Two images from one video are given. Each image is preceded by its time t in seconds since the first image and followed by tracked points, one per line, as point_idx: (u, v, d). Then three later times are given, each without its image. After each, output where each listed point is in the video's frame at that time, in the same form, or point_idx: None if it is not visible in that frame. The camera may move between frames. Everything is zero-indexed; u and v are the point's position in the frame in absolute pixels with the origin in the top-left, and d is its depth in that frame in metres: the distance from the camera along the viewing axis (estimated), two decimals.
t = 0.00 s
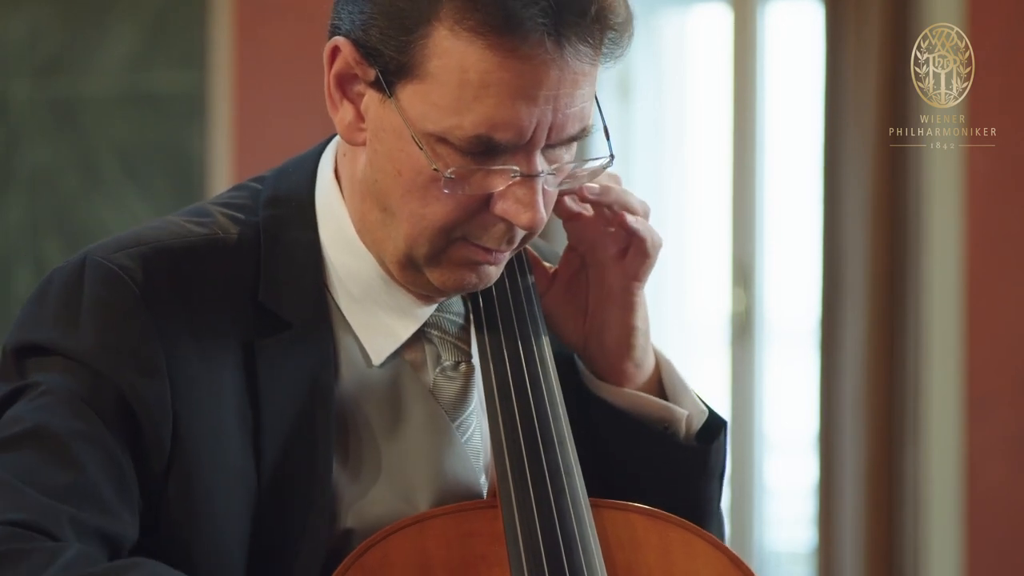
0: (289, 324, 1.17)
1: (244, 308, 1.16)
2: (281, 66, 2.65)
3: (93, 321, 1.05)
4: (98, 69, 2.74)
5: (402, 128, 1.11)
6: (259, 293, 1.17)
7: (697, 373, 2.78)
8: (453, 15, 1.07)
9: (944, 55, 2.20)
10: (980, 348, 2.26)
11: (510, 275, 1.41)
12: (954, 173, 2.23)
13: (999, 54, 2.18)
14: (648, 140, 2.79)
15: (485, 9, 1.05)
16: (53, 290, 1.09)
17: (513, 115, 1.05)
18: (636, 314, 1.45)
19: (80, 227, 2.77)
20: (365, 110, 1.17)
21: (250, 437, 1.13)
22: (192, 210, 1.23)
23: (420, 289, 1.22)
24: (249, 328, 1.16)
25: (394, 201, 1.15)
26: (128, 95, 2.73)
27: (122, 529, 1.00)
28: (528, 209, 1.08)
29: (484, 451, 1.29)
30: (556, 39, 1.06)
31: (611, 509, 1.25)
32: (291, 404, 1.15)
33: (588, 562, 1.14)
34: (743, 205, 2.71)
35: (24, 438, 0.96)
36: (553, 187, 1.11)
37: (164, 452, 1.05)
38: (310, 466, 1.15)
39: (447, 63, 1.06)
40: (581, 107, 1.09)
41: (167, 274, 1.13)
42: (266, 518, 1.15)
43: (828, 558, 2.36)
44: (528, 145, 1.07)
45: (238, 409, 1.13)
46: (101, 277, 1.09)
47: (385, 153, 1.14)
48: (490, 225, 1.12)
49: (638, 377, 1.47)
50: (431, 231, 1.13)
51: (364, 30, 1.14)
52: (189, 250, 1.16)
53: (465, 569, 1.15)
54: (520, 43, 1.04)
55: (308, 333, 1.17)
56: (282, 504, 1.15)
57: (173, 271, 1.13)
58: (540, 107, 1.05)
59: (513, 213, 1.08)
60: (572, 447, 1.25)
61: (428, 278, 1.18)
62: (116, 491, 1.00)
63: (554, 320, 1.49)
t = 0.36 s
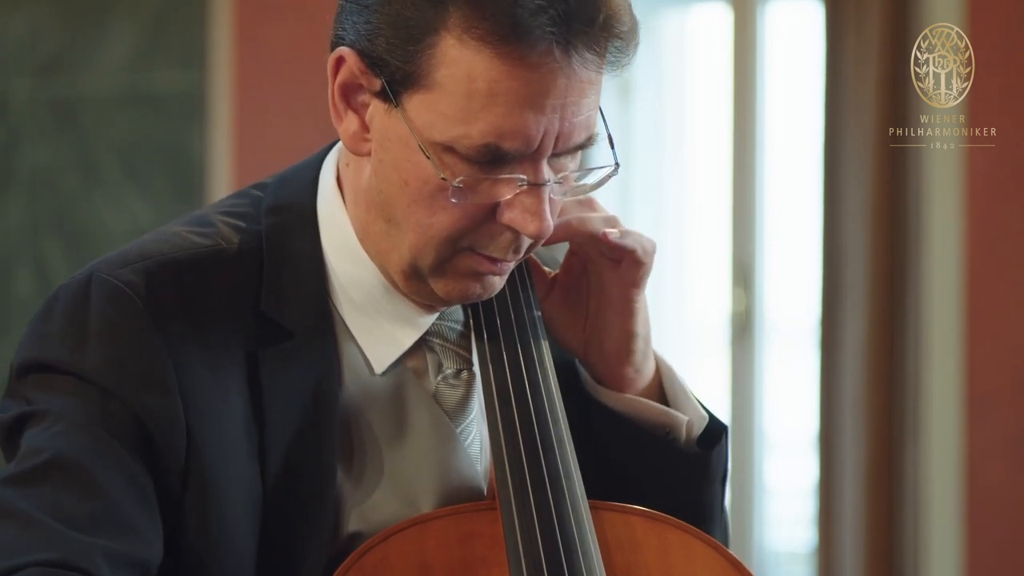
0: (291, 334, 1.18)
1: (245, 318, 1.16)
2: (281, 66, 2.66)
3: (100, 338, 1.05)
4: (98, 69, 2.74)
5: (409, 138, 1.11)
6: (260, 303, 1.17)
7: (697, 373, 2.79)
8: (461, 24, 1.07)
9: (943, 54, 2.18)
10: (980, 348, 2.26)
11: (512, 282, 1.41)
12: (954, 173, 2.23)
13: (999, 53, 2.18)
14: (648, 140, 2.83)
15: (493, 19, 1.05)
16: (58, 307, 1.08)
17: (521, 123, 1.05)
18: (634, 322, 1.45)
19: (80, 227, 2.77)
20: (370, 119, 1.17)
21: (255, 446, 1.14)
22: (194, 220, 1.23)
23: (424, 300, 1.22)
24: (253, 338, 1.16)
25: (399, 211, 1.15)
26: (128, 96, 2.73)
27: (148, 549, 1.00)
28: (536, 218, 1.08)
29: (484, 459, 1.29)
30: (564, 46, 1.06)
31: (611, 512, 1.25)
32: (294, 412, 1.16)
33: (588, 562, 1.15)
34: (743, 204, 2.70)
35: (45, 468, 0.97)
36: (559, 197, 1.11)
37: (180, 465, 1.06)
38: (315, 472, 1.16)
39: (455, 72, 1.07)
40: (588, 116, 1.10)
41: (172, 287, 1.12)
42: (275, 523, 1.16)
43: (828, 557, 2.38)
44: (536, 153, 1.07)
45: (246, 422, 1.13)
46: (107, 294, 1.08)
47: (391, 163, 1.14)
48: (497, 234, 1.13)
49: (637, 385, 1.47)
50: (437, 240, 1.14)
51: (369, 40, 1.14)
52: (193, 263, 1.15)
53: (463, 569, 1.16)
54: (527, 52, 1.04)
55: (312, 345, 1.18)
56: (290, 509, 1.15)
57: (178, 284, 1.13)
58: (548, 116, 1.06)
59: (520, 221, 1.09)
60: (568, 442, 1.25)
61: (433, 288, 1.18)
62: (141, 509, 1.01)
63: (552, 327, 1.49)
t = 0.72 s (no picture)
0: (298, 342, 1.18)
1: (256, 328, 1.17)
2: (281, 66, 2.69)
3: (118, 354, 1.05)
4: (99, 70, 2.73)
5: (416, 139, 1.11)
6: (269, 310, 1.18)
7: (697, 373, 2.78)
8: (469, 23, 1.07)
9: (944, 54, 2.20)
10: (980, 347, 2.27)
11: (512, 287, 1.40)
12: (954, 173, 2.23)
13: (999, 53, 2.18)
14: (648, 140, 2.80)
15: (502, 16, 1.05)
16: (73, 324, 1.08)
17: (530, 121, 1.05)
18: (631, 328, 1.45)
19: (80, 227, 2.76)
20: (374, 121, 1.16)
21: (265, 450, 1.15)
22: (198, 228, 1.22)
23: (429, 301, 1.22)
24: (262, 345, 1.17)
25: (405, 212, 1.15)
26: (129, 96, 2.73)
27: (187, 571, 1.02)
28: (544, 217, 1.08)
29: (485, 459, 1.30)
30: (573, 44, 1.06)
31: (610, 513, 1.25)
32: (302, 417, 1.17)
33: (587, 562, 1.15)
34: (743, 204, 2.71)
35: (82, 507, 0.98)
36: (565, 196, 1.11)
37: (207, 474, 1.07)
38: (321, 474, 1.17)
39: (463, 71, 1.06)
40: (594, 114, 1.10)
41: (184, 299, 1.12)
42: (286, 527, 1.17)
43: (828, 557, 2.38)
44: (543, 151, 1.07)
45: (258, 430, 1.14)
46: (122, 312, 1.08)
47: (397, 164, 1.14)
48: (504, 233, 1.12)
49: (630, 391, 1.48)
50: (445, 240, 1.13)
51: (375, 41, 1.14)
52: (204, 274, 1.15)
53: (462, 569, 1.17)
54: (536, 48, 1.04)
55: (317, 348, 1.19)
56: (301, 512, 1.17)
57: (189, 295, 1.13)
58: (556, 113, 1.06)
59: (528, 220, 1.09)
60: (568, 442, 1.26)
61: (439, 290, 1.18)
62: (179, 529, 1.03)
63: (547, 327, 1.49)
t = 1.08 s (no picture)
0: (296, 338, 1.18)
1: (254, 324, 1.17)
2: (281, 66, 2.65)
3: (117, 347, 1.06)
4: (98, 70, 2.74)
5: (416, 122, 1.11)
6: (266, 306, 1.18)
7: (697, 373, 2.79)
8: (468, 3, 1.07)
9: (944, 54, 2.19)
10: (980, 347, 2.27)
11: (510, 276, 1.39)
12: (954, 173, 2.24)
13: (999, 53, 2.18)
14: (648, 140, 2.82)
15: None
16: (71, 317, 1.08)
17: (529, 101, 1.04)
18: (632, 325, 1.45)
19: (80, 227, 2.77)
20: (373, 107, 1.16)
21: (263, 440, 1.15)
22: (197, 224, 1.22)
23: (429, 289, 1.21)
24: (261, 339, 1.17)
25: (405, 198, 1.14)
26: (128, 96, 2.73)
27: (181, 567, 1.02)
28: (544, 199, 1.07)
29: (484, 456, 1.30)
30: (571, 22, 1.06)
31: (609, 512, 1.25)
32: (301, 412, 1.16)
33: (588, 561, 1.15)
34: (742, 203, 2.70)
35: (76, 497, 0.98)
36: (564, 178, 1.10)
37: (203, 468, 1.07)
38: (319, 468, 1.16)
39: (462, 52, 1.06)
40: (593, 96, 1.09)
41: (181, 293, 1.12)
42: (285, 521, 1.17)
43: (828, 557, 2.38)
44: (543, 132, 1.06)
45: (255, 424, 1.14)
46: (119, 306, 1.08)
47: (396, 149, 1.13)
48: (503, 216, 1.11)
49: (633, 387, 1.47)
50: (444, 225, 1.12)
51: (374, 25, 1.14)
52: (203, 268, 1.15)
53: (463, 568, 1.16)
54: (535, 28, 1.04)
55: (314, 340, 1.18)
56: (299, 505, 1.16)
57: (187, 289, 1.13)
58: (555, 94, 1.05)
59: (527, 202, 1.08)
60: (568, 442, 1.25)
61: (439, 277, 1.17)
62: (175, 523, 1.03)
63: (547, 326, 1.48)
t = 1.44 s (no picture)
0: (292, 331, 1.17)
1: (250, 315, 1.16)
2: (280, 66, 2.63)
3: (102, 325, 1.05)
4: (99, 69, 2.74)
5: (416, 108, 1.10)
6: (261, 297, 1.17)
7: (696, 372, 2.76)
8: None
9: (944, 54, 2.21)
10: (980, 348, 2.25)
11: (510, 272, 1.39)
12: (953, 173, 2.23)
13: (999, 53, 2.17)
14: (648, 141, 2.78)
15: None
16: (62, 299, 1.08)
17: (529, 87, 1.03)
18: (637, 319, 1.43)
19: (80, 228, 2.77)
20: (374, 97, 1.16)
21: (256, 433, 1.14)
22: (195, 215, 1.23)
23: (430, 281, 1.19)
24: (256, 331, 1.16)
25: (405, 187, 1.13)
26: (127, 95, 2.73)
27: (147, 544, 0.99)
28: (544, 184, 1.06)
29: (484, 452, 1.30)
30: (570, 7, 1.05)
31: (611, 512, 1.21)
32: (296, 405, 1.16)
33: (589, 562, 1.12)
34: (742, 203, 2.71)
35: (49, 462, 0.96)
36: (564, 166, 1.09)
37: (183, 455, 1.06)
38: (314, 464, 1.15)
39: (461, 37, 1.05)
40: (593, 83, 1.08)
41: (174, 280, 1.12)
42: (274, 515, 1.16)
43: (828, 557, 2.36)
44: (542, 118, 1.05)
45: (246, 417, 1.13)
46: (108, 287, 1.08)
47: (397, 136, 1.12)
48: (503, 204, 1.09)
49: (645, 376, 1.45)
50: (444, 213, 1.11)
51: (374, 12, 1.14)
52: (196, 257, 1.15)
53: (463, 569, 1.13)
54: (535, 12, 1.03)
55: (311, 333, 1.18)
56: (288, 499, 1.15)
57: (180, 278, 1.13)
58: (555, 79, 1.04)
59: (527, 188, 1.07)
60: (569, 438, 1.24)
61: (439, 267, 1.15)
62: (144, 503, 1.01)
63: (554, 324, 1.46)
